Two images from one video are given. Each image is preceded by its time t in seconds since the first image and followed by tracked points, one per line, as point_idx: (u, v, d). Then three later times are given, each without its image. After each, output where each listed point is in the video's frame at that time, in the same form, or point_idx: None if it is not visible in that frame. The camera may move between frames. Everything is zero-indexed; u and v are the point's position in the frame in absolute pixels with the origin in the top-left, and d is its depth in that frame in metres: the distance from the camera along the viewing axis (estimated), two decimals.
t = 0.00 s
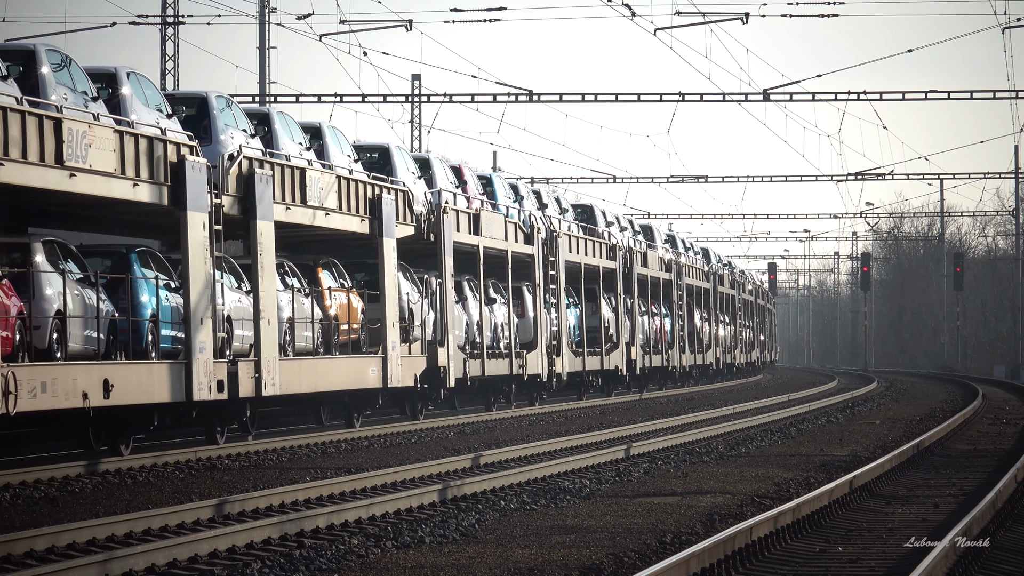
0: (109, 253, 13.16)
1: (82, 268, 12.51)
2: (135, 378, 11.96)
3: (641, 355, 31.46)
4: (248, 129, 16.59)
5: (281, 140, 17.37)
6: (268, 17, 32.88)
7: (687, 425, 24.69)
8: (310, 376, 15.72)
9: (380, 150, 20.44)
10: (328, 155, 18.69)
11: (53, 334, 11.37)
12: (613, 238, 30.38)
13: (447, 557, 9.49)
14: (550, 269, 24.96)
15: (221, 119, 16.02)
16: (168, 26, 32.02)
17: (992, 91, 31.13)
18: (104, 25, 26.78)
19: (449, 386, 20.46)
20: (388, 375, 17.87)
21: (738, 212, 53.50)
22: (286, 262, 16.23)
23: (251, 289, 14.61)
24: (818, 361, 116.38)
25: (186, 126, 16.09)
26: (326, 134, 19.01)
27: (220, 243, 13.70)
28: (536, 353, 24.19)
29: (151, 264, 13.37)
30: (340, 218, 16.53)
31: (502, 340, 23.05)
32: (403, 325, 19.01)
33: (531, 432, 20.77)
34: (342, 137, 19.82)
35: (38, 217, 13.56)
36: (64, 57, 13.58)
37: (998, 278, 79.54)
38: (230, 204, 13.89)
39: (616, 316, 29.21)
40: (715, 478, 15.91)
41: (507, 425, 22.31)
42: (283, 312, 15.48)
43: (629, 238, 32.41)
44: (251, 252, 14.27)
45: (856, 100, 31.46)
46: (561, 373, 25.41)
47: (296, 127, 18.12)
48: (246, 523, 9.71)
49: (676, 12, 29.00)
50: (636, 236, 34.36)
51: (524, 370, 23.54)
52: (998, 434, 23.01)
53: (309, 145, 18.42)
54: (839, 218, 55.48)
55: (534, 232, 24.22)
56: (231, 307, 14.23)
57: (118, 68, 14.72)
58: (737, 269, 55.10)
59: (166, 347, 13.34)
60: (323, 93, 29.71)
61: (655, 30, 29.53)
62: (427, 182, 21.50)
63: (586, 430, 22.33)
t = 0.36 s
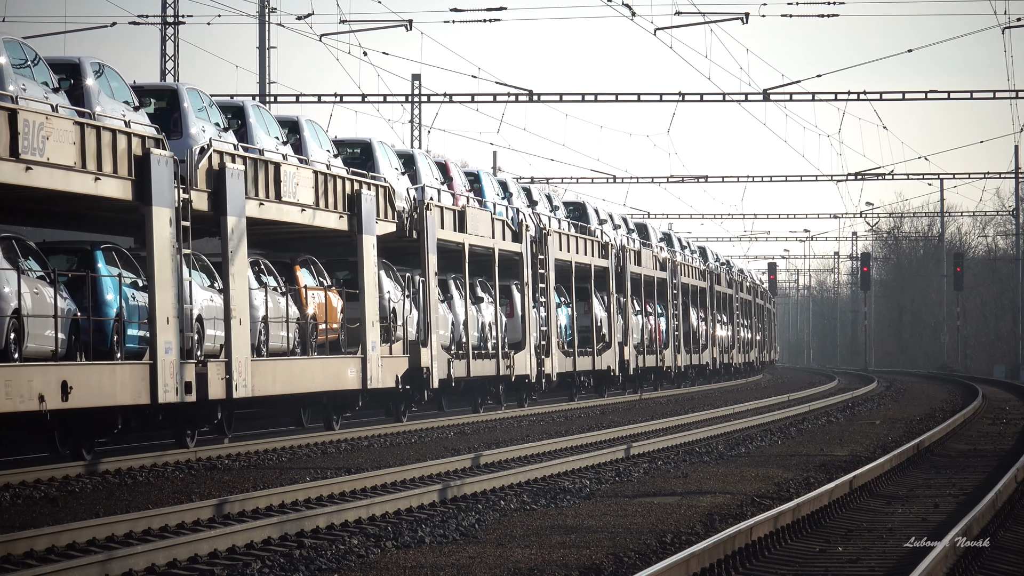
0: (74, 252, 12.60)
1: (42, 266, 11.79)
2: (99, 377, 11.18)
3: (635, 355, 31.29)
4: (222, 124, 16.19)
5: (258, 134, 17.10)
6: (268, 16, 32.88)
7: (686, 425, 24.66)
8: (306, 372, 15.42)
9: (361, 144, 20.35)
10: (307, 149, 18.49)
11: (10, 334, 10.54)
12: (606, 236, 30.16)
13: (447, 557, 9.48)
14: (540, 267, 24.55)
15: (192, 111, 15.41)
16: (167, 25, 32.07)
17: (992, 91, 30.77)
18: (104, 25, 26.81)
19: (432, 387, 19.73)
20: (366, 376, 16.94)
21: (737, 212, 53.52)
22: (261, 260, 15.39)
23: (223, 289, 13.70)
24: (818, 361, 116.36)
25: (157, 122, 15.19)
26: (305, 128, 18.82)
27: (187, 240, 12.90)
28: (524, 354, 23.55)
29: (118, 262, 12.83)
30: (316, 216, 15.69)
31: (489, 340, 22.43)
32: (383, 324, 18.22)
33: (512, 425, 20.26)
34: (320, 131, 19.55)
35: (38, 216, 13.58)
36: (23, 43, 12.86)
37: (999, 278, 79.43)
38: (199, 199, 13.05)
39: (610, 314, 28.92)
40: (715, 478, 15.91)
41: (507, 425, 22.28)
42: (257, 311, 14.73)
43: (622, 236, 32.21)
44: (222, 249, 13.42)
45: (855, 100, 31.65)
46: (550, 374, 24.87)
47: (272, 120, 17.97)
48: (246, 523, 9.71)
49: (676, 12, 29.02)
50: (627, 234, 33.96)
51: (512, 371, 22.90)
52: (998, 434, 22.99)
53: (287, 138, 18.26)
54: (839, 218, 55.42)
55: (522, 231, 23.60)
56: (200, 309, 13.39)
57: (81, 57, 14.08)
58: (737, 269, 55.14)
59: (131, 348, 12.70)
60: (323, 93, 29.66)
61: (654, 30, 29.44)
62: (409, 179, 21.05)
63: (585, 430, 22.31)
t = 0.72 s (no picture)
0: (36, 247, 11.89)
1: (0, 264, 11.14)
2: (52, 379, 10.76)
3: (628, 355, 31.17)
4: (194, 117, 15.54)
5: (231, 127, 16.59)
6: (268, 16, 32.90)
7: (686, 425, 24.68)
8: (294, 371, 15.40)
9: (343, 139, 19.65)
10: (285, 143, 17.91)
11: None
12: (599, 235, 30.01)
13: (447, 557, 9.48)
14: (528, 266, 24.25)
15: None
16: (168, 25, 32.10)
17: (992, 91, 31.30)
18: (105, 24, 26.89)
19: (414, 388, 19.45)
20: (344, 379, 16.63)
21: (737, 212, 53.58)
22: (236, 257, 14.88)
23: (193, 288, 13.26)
24: (818, 361, 116.37)
25: (124, 115, 14.43)
26: (282, 123, 18.19)
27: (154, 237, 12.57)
28: (511, 353, 23.36)
29: (82, 259, 12.10)
30: (292, 212, 15.31)
31: (475, 340, 22.28)
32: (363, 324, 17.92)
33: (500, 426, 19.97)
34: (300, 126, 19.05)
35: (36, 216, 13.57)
36: None
37: (998, 278, 79.45)
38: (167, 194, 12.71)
39: (603, 313, 28.78)
40: (715, 478, 15.91)
41: (506, 425, 22.29)
42: (230, 310, 14.25)
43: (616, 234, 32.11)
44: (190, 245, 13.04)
45: (855, 100, 31.53)
46: (539, 375, 24.77)
47: (248, 114, 17.37)
48: (246, 523, 9.71)
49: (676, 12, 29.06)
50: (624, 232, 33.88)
51: (499, 372, 22.81)
52: (998, 434, 22.99)
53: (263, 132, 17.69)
54: (839, 217, 55.45)
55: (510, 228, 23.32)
56: (169, 307, 13.01)
57: (43, 47, 13.01)
58: (736, 269, 55.24)
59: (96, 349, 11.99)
60: (323, 94, 30.38)
61: (655, 30, 29.57)
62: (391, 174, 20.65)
63: (585, 430, 22.32)
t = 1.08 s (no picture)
0: None
1: None
2: (9, 380, 10.92)
3: (621, 355, 31.43)
4: (165, 111, 16.29)
5: (202, 122, 17.11)
6: (269, 19, 33.58)
7: (686, 425, 25.40)
8: (284, 372, 15.92)
9: (323, 134, 20.19)
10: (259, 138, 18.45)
11: None
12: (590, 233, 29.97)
13: (447, 557, 10.20)
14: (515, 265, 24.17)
15: None
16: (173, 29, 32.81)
17: (992, 91, 32.70)
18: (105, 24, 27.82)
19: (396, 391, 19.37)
20: (322, 379, 16.77)
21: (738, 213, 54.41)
22: (209, 256, 15.43)
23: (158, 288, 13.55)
24: (818, 361, 117.05)
25: (87, 108, 15.11)
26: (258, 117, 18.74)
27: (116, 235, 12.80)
28: (498, 354, 23.31)
29: (41, 256, 12.43)
30: (266, 207, 15.50)
31: (462, 340, 22.34)
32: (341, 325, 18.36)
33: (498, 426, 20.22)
34: (275, 120, 19.46)
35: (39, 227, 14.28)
36: None
37: (998, 278, 80.22)
38: (131, 189, 12.95)
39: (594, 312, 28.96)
40: (715, 478, 16.62)
41: (507, 425, 23.01)
42: (202, 309, 14.71)
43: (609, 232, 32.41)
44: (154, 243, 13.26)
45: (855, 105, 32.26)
46: (527, 375, 24.61)
47: (223, 112, 17.96)
48: (246, 523, 10.42)
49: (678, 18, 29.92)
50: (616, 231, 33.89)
51: (484, 372, 22.66)
52: (997, 434, 23.70)
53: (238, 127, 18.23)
54: (840, 217, 56.18)
55: (497, 225, 23.27)
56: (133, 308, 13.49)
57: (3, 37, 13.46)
58: (737, 270, 56.05)
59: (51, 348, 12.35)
60: (324, 93, 31.57)
61: (655, 30, 31.07)
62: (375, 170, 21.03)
63: (586, 430, 23.04)
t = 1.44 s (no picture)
0: None
1: None
2: None
3: (612, 354, 30.16)
4: (132, 102, 14.17)
5: (174, 113, 15.10)
6: (268, 16, 32.90)
7: (686, 425, 24.67)
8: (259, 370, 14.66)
9: (302, 128, 18.84)
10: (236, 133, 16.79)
11: None
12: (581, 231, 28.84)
13: (448, 557, 9.49)
14: (502, 262, 22.93)
15: None
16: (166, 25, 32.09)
17: (992, 91, 31.42)
18: (105, 24, 26.81)
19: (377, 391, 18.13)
20: (297, 380, 15.43)
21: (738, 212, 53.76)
22: (179, 252, 14.20)
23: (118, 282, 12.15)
24: (818, 361, 116.04)
25: (49, 100, 13.06)
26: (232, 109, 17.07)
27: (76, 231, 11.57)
28: (484, 354, 22.15)
29: None
30: (237, 203, 14.21)
31: (447, 340, 21.04)
32: (318, 323, 16.88)
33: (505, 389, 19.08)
34: (252, 113, 17.77)
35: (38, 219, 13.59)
36: None
37: (998, 278, 79.49)
38: (93, 182, 11.69)
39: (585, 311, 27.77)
40: (716, 478, 15.91)
41: (506, 425, 22.29)
42: (168, 307, 13.48)
43: (599, 230, 31.36)
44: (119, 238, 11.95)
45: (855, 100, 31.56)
46: (515, 376, 23.50)
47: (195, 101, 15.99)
48: (246, 523, 9.70)
49: (676, 12, 29.23)
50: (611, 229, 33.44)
51: (469, 374, 21.42)
52: (998, 434, 22.99)
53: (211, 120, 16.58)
54: (840, 217, 55.46)
55: (483, 222, 21.96)
56: (99, 304, 12.27)
57: None
58: (737, 270, 55.37)
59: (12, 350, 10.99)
60: (323, 93, 30.30)
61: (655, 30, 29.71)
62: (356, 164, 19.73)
63: (584, 430, 22.31)
